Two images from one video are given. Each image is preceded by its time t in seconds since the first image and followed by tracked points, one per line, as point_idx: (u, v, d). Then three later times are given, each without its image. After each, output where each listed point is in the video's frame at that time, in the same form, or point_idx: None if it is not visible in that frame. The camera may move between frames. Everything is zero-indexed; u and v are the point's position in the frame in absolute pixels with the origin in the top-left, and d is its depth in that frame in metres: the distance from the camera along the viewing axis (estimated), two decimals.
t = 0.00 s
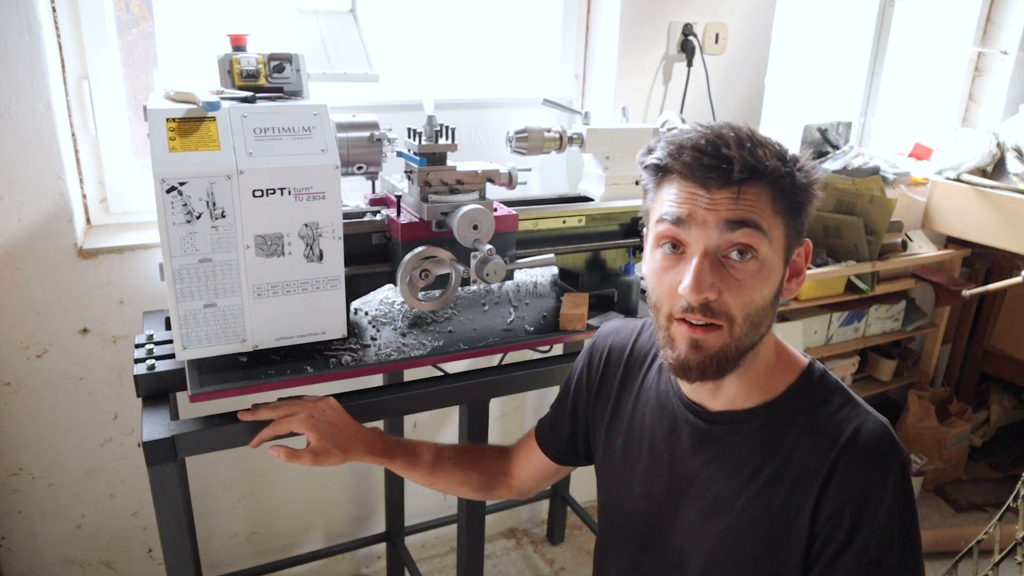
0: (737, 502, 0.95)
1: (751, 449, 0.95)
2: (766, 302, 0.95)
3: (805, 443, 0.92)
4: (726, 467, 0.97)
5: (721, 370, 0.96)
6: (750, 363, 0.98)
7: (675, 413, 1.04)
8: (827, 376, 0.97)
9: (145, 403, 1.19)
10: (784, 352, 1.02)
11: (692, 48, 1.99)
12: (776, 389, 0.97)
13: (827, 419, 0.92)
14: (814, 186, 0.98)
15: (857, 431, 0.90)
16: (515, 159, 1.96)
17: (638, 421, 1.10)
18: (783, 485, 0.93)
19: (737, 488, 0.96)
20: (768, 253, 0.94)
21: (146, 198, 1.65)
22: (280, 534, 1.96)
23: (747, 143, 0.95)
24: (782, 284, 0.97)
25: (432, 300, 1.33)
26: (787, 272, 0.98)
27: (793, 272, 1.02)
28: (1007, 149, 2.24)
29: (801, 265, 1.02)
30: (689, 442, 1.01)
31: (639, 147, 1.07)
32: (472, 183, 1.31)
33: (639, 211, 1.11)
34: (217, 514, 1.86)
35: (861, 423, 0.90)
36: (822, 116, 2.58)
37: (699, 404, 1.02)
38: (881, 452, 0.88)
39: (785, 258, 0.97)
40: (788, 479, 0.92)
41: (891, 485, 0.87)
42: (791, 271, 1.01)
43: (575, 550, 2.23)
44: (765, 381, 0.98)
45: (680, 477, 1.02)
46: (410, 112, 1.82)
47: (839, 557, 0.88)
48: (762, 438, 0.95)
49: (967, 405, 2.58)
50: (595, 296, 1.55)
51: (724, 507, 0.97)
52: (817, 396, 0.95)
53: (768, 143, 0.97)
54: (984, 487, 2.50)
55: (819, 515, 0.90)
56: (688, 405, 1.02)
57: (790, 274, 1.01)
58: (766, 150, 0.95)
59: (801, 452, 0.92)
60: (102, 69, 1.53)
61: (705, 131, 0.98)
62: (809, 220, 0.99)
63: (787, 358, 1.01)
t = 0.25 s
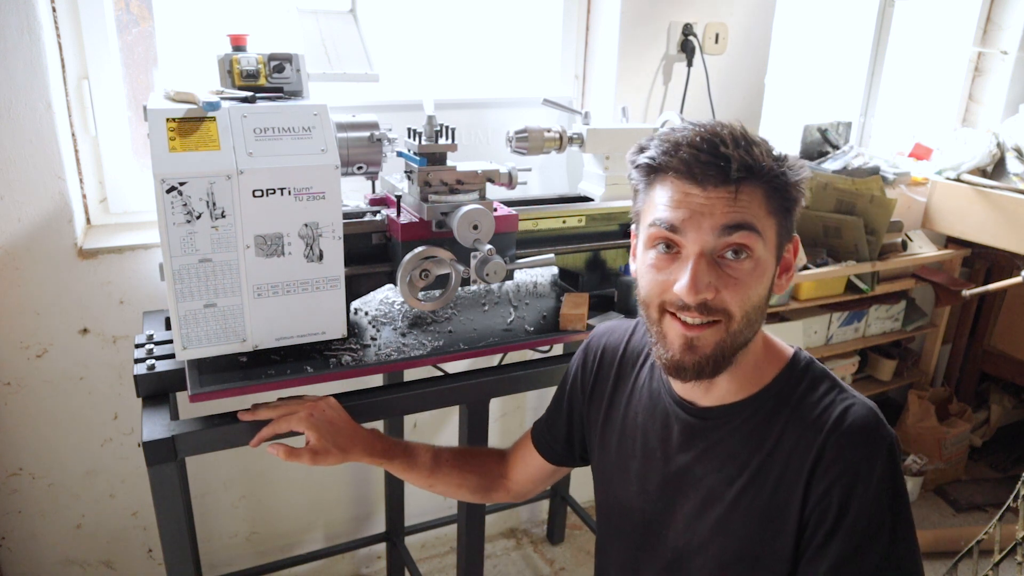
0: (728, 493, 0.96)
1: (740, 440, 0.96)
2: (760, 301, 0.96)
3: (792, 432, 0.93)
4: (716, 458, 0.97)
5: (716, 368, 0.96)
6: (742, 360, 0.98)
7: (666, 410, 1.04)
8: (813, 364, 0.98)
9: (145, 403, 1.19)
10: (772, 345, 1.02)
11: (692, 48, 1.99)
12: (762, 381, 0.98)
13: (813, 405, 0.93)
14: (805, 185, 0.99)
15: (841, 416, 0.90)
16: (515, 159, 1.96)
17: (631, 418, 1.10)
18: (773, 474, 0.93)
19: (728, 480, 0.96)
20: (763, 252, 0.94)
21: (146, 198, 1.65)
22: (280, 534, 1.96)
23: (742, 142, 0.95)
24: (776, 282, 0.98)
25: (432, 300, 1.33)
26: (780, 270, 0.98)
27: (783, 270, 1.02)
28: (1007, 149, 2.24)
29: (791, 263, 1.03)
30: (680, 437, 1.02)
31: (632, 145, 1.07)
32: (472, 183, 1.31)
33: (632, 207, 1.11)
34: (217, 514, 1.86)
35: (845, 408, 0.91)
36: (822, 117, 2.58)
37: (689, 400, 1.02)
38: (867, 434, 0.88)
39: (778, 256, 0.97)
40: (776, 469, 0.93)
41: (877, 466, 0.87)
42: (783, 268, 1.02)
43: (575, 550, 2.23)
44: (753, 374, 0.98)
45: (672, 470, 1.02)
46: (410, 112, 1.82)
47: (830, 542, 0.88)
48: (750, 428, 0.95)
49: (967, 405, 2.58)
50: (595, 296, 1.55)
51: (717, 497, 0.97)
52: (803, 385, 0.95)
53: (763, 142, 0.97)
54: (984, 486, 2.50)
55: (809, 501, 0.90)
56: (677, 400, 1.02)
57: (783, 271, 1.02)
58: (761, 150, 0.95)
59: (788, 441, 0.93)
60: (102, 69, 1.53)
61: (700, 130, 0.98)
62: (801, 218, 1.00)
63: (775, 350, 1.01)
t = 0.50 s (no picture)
0: (725, 488, 0.96)
1: (736, 435, 0.96)
2: (752, 299, 0.96)
3: (787, 425, 0.93)
4: (713, 453, 0.97)
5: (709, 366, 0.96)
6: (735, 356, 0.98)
7: (664, 406, 1.04)
8: (808, 358, 0.98)
9: (145, 403, 1.19)
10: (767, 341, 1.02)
11: (692, 48, 1.99)
12: (757, 376, 0.98)
13: (808, 399, 0.93)
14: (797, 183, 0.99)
15: (836, 408, 0.90)
16: (515, 159, 1.96)
17: (630, 414, 1.10)
18: (769, 468, 0.93)
19: (725, 475, 0.96)
20: (755, 250, 0.94)
21: (146, 198, 1.65)
22: (280, 534, 1.96)
23: (733, 140, 0.96)
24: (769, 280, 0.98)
25: (432, 300, 1.34)
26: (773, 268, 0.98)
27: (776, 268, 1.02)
28: (1007, 149, 2.24)
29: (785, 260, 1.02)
30: (677, 432, 1.02)
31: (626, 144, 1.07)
32: (472, 184, 1.31)
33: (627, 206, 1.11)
34: (217, 514, 1.86)
35: (839, 400, 0.91)
36: (822, 117, 2.58)
37: (685, 394, 1.02)
38: (861, 425, 0.88)
39: (771, 254, 0.97)
40: (773, 462, 0.93)
41: (872, 457, 0.87)
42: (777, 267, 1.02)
43: (575, 550, 2.23)
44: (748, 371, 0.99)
45: (669, 465, 1.02)
46: (410, 112, 1.82)
47: (828, 534, 0.87)
48: (746, 423, 0.96)
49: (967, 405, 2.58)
50: (595, 296, 1.55)
51: (713, 492, 0.97)
52: (798, 379, 0.95)
53: (755, 140, 0.97)
54: (984, 486, 2.50)
55: (805, 494, 0.90)
56: (674, 395, 1.03)
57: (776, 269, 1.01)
58: (753, 148, 0.96)
59: (784, 434, 0.93)
60: (102, 69, 1.53)
61: (691, 128, 0.98)
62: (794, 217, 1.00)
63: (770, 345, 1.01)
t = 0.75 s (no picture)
0: (728, 492, 0.96)
1: (740, 439, 0.96)
2: (733, 305, 0.93)
3: (793, 430, 0.93)
4: (716, 457, 0.97)
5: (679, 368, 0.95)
6: (728, 362, 0.96)
7: (668, 409, 1.04)
8: (816, 365, 0.98)
9: (145, 403, 1.19)
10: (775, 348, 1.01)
11: (692, 48, 1.99)
12: (762, 382, 0.97)
13: (814, 406, 0.93)
14: (791, 188, 0.95)
15: (842, 417, 0.90)
16: (515, 159, 1.96)
17: (634, 415, 1.10)
18: (773, 474, 0.93)
19: (728, 479, 0.96)
20: (731, 256, 0.91)
21: (146, 198, 1.65)
22: (280, 534, 1.96)
23: (714, 143, 0.94)
24: (756, 288, 0.94)
25: (433, 300, 1.33)
26: (762, 276, 0.94)
27: (774, 277, 0.97)
28: (1007, 149, 2.24)
29: (786, 268, 0.98)
30: (681, 436, 1.02)
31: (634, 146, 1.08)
32: (472, 183, 1.31)
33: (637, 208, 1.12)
34: (217, 514, 1.86)
35: (846, 409, 0.91)
36: (822, 117, 2.58)
37: (688, 396, 1.02)
38: (867, 436, 0.89)
39: (757, 261, 0.93)
40: (776, 468, 0.93)
41: (876, 469, 0.87)
42: (772, 274, 0.97)
43: (575, 550, 2.23)
44: (754, 378, 0.98)
45: (671, 468, 1.02)
46: (410, 112, 1.82)
47: (829, 544, 0.88)
48: (751, 427, 0.95)
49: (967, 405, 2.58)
50: (595, 296, 1.55)
51: (715, 496, 0.97)
52: (805, 385, 0.95)
53: (743, 143, 0.94)
54: (984, 486, 2.50)
55: (808, 503, 0.91)
56: (678, 397, 1.02)
57: (772, 277, 0.97)
58: (736, 151, 0.93)
59: (788, 439, 0.93)
60: (102, 69, 1.53)
61: (679, 132, 0.98)
62: (790, 223, 0.95)
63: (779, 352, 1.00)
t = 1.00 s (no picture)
0: (736, 502, 0.95)
1: (755, 450, 0.95)
2: (689, 306, 0.97)
3: (809, 449, 0.92)
4: (728, 466, 0.96)
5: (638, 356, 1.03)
6: (714, 361, 1.00)
7: (679, 409, 1.04)
8: (838, 384, 0.97)
9: (145, 403, 1.19)
10: (790, 361, 1.01)
11: (692, 48, 1.99)
12: (775, 392, 0.97)
13: (835, 426, 0.92)
14: (775, 205, 0.91)
15: (863, 441, 0.89)
16: (515, 159, 1.96)
17: (646, 416, 1.10)
18: (786, 490, 0.92)
19: (738, 488, 0.95)
20: (686, 261, 0.95)
21: (146, 198, 1.65)
22: (280, 534, 1.96)
23: (689, 147, 0.95)
24: (718, 298, 0.95)
25: (432, 300, 1.33)
26: (727, 287, 0.95)
27: (752, 292, 0.95)
28: (1007, 149, 2.24)
29: (764, 289, 0.94)
30: (692, 441, 1.01)
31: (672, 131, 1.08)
32: (472, 183, 1.31)
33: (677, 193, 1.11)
34: (216, 514, 1.86)
35: (868, 433, 0.90)
36: (822, 116, 2.58)
37: (701, 398, 1.02)
38: (887, 463, 0.87)
39: (718, 272, 0.94)
40: (790, 483, 0.92)
41: (894, 497, 0.86)
42: (747, 290, 0.95)
43: (575, 550, 2.23)
44: (766, 385, 0.98)
45: (682, 475, 1.02)
46: (410, 112, 1.82)
47: (837, 567, 0.87)
48: (767, 439, 0.94)
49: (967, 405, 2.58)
50: (595, 296, 1.55)
51: (723, 506, 0.96)
52: (826, 403, 0.94)
53: (727, 151, 0.93)
54: (984, 486, 2.50)
55: (819, 524, 0.90)
56: (693, 400, 1.02)
57: (746, 293, 0.95)
58: (713, 161, 0.93)
59: (804, 459, 0.92)
60: (102, 69, 1.53)
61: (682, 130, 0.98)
62: (772, 240, 0.92)
63: (794, 367, 1.00)
